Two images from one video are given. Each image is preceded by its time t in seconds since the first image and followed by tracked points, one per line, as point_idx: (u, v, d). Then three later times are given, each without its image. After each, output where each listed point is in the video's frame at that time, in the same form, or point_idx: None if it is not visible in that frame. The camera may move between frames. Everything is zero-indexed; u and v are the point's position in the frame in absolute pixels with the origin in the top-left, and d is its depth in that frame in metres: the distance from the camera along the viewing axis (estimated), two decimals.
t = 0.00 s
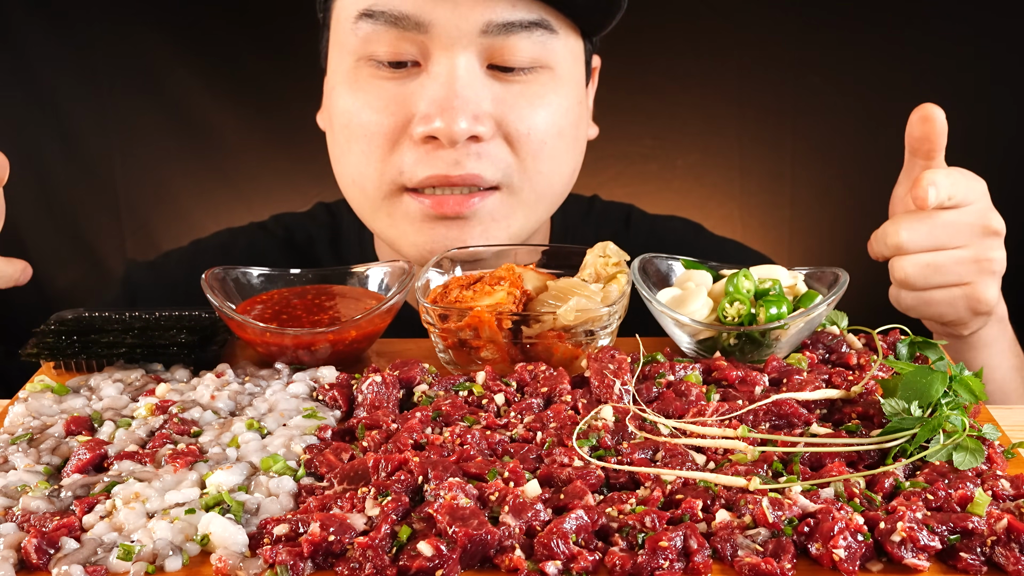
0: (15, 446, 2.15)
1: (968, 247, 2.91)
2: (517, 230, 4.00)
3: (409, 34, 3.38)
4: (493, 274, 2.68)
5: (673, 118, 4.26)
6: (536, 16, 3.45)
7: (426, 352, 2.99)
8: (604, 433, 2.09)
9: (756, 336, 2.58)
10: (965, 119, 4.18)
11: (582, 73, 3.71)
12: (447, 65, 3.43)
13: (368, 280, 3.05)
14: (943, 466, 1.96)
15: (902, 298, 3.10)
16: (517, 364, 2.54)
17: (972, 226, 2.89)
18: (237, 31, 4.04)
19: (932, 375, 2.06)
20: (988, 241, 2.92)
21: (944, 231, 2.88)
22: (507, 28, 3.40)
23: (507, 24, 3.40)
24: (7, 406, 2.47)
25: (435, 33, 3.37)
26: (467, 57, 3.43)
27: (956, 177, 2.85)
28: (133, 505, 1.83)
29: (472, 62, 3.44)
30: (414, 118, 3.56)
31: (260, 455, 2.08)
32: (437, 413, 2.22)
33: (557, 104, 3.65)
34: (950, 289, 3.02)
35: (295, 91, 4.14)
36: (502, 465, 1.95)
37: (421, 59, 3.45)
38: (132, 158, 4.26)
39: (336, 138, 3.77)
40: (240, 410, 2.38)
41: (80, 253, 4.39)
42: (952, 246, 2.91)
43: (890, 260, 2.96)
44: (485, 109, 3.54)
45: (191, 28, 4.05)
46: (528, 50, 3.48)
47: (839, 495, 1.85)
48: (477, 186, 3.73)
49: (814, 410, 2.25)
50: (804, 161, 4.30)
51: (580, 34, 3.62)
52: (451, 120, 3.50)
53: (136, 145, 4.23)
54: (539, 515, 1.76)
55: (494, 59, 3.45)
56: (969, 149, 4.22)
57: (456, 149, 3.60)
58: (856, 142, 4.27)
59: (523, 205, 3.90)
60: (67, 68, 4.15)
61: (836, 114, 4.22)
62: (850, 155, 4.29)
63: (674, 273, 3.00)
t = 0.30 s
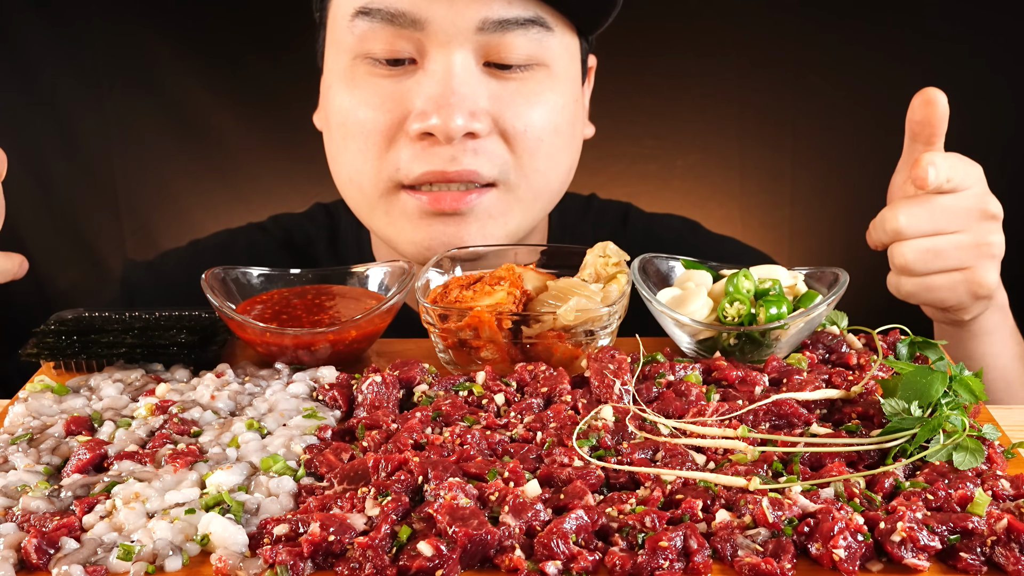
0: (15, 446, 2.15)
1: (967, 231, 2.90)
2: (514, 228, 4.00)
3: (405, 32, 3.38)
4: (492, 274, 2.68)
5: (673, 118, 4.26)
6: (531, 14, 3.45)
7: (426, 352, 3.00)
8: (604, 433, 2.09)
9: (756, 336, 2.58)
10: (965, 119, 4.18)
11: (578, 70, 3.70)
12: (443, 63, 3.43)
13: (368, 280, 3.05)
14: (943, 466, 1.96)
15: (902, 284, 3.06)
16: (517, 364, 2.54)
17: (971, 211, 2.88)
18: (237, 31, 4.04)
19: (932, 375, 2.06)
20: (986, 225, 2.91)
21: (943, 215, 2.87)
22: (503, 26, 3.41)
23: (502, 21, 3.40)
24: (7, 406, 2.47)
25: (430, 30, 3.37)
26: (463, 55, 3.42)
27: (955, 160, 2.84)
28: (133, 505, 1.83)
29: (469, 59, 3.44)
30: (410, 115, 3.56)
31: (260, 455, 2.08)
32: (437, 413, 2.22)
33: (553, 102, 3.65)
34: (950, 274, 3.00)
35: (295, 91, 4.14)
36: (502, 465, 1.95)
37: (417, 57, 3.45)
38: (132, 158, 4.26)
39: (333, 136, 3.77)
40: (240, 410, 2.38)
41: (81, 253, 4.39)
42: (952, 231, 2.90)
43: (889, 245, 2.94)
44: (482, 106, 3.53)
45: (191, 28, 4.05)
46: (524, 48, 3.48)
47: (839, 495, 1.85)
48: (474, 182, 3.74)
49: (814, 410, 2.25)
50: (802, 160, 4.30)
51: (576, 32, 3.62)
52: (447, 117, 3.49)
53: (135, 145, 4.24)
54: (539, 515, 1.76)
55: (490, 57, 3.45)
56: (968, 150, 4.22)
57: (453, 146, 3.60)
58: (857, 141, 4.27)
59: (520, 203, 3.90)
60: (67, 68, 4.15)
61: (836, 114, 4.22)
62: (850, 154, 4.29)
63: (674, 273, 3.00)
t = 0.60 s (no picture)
0: (15, 445, 2.15)
1: (953, 222, 2.91)
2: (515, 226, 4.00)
3: (403, 31, 3.38)
4: (493, 274, 2.68)
5: (674, 118, 4.26)
6: (529, 10, 3.45)
7: (426, 352, 2.99)
8: (604, 433, 2.09)
9: (756, 336, 2.58)
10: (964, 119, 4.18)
11: (576, 68, 3.71)
12: (441, 61, 3.43)
13: (368, 280, 3.05)
14: (943, 466, 1.96)
15: (898, 283, 3.03)
16: (517, 364, 2.54)
17: (955, 200, 2.90)
18: (236, 30, 4.04)
19: (932, 375, 2.06)
20: (973, 213, 2.92)
21: (929, 208, 2.89)
22: (502, 23, 3.41)
23: (501, 19, 3.40)
24: (7, 406, 2.47)
25: (429, 28, 3.37)
26: (462, 52, 3.43)
27: (933, 152, 2.88)
28: (133, 505, 1.83)
29: (467, 57, 3.44)
30: (410, 114, 3.56)
31: (260, 455, 2.08)
32: (437, 413, 2.22)
33: (552, 99, 3.65)
34: (943, 266, 3.00)
35: (295, 90, 4.14)
36: (502, 465, 1.95)
37: (416, 56, 3.45)
38: (131, 157, 4.26)
39: (333, 137, 3.76)
40: (240, 410, 2.38)
41: (80, 253, 4.39)
42: (939, 223, 2.91)
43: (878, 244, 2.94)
44: (481, 104, 3.54)
45: (190, 27, 4.04)
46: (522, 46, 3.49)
47: (839, 495, 1.85)
48: (473, 179, 3.74)
49: (814, 410, 2.25)
50: (804, 161, 4.30)
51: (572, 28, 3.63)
52: (447, 115, 3.50)
53: (135, 144, 4.23)
54: (539, 515, 1.76)
55: (489, 54, 3.46)
56: (968, 150, 4.23)
57: (453, 144, 3.60)
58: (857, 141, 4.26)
59: (520, 201, 3.90)
60: (67, 68, 4.15)
61: (836, 114, 4.22)
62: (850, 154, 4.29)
63: (674, 273, 3.00)
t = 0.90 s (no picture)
0: (15, 445, 2.15)
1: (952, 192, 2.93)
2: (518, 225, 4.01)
3: (403, 31, 3.38)
4: (493, 274, 2.68)
5: (674, 118, 4.26)
6: (528, 8, 3.45)
7: (426, 352, 3.00)
8: (604, 433, 2.09)
9: (756, 336, 2.58)
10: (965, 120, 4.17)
11: (574, 65, 3.71)
12: (442, 62, 3.43)
13: (368, 280, 3.05)
14: (943, 466, 1.96)
15: (898, 253, 2.97)
16: (517, 364, 2.54)
17: (953, 170, 2.94)
18: (237, 29, 4.04)
19: (932, 375, 2.06)
20: (972, 184, 2.95)
21: (929, 175, 2.91)
22: (501, 21, 3.40)
23: (501, 18, 3.40)
24: (7, 406, 2.47)
25: (429, 29, 3.37)
26: (463, 52, 3.43)
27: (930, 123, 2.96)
28: (133, 505, 1.83)
29: (468, 56, 3.44)
30: (411, 115, 3.56)
31: (260, 455, 2.08)
32: (437, 413, 2.22)
33: (552, 97, 3.65)
34: (943, 236, 2.97)
35: (295, 89, 4.14)
36: (502, 465, 1.95)
37: (416, 56, 3.45)
38: (131, 157, 4.26)
39: (334, 139, 3.76)
40: (240, 411, 2.38)
41: (81, 253, 4.39)
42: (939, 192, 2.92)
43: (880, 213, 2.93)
44: (483, 104, 3.53)
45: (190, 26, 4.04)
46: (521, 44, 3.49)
47: (839, 495, 1.86)
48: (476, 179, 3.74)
49: (814, 410, 2.25)
50: (804, 161, 4.30)
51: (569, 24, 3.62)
52: (450, 115, 3.49)
53: (135, 144, 4.23)
54: (539, 515, 1.76)
55: (489, 54, 3.46)
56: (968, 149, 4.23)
57: (455, 144, 3.60)
58: (858, 141, 4.26)
59: (523, 199, 3.91)
60: (67, 67, 4.15)
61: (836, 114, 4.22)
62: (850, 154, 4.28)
63: (674, 273, 3.00)
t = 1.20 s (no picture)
0: (15, 446, 2.15)
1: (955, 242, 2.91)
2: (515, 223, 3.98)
3: (400, 22, 3.40)
4: (492, 274, 2.68)
5: (673, 117, 4.25)
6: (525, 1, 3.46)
7: (426, 352, 3.00)
8: (604, 433, 2.09)
9: (756, 336, 2.58)
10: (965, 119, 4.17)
11: (572, 61, 3.71)
12: (438, 53, 3.45)
13: (368, 280, 3.05)
14: (943, 466, 1.96)
15: (909, 308, 3.01)
16: (517, 364, 2.54)
17: (954, 220, 2.92)
18: (236, 29, 4.04)
19: (932, 375, 2.06)
20: (972, 232, 2.93)
21: (932, 230, 2.87)
22: (497, 12, 3.42)
23: (498, 8, 3.41)
24: (6, 406, 2.47)
25: (425, 20, 3.38)
26: (459, 44, 3.45)
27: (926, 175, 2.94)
28: (133, 505, 1.83)
29: (465, 47, 3.46)
30: (407, 107, 3.56)
31: (260, 455, 2.08)
32: (437, 413, 2.22)
33: (550, 91, 3.65)
34: (951, 285, 2.99)
35: (295, 88, 4.14)
36: (502, 465, 1.95)
37: (412, 47, 3.47)
38: (131, 157, 4.26)
39: (331, 135, 3.76)
40: (240, 410, 2.38)
41: (80, 253, 4.39)
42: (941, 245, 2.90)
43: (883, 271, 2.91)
44: (478, 96, 3.54)
45: (190, 25, 4.03)
46: (518, 37, 3.50)
47: (839, 495, 1.85)
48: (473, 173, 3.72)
49: (814, 410, 2.25)
50: (803, 161, 4.30)
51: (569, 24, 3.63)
52: (445, 106, 3.49)
53: (135, 143, 4.23)
54: (539, 515, 1.76)
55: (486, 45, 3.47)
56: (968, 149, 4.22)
57: (451, 135, 3.58)
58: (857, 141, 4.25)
59: (520, 196, 3.89)
60: (66, 67, 4.15)
61: (836, 113, 4.21)
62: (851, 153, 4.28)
63: (674, 273, 3.00)
